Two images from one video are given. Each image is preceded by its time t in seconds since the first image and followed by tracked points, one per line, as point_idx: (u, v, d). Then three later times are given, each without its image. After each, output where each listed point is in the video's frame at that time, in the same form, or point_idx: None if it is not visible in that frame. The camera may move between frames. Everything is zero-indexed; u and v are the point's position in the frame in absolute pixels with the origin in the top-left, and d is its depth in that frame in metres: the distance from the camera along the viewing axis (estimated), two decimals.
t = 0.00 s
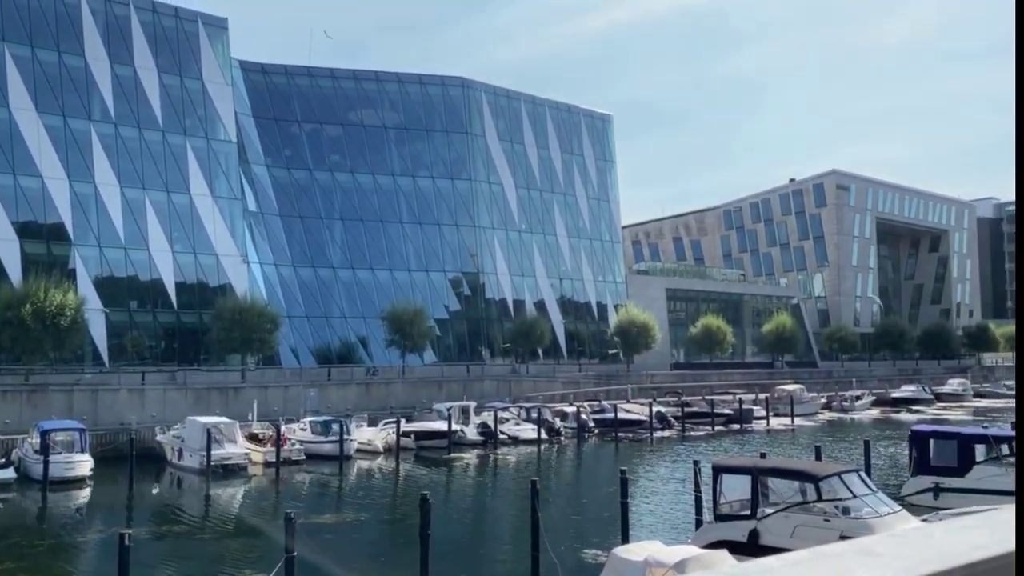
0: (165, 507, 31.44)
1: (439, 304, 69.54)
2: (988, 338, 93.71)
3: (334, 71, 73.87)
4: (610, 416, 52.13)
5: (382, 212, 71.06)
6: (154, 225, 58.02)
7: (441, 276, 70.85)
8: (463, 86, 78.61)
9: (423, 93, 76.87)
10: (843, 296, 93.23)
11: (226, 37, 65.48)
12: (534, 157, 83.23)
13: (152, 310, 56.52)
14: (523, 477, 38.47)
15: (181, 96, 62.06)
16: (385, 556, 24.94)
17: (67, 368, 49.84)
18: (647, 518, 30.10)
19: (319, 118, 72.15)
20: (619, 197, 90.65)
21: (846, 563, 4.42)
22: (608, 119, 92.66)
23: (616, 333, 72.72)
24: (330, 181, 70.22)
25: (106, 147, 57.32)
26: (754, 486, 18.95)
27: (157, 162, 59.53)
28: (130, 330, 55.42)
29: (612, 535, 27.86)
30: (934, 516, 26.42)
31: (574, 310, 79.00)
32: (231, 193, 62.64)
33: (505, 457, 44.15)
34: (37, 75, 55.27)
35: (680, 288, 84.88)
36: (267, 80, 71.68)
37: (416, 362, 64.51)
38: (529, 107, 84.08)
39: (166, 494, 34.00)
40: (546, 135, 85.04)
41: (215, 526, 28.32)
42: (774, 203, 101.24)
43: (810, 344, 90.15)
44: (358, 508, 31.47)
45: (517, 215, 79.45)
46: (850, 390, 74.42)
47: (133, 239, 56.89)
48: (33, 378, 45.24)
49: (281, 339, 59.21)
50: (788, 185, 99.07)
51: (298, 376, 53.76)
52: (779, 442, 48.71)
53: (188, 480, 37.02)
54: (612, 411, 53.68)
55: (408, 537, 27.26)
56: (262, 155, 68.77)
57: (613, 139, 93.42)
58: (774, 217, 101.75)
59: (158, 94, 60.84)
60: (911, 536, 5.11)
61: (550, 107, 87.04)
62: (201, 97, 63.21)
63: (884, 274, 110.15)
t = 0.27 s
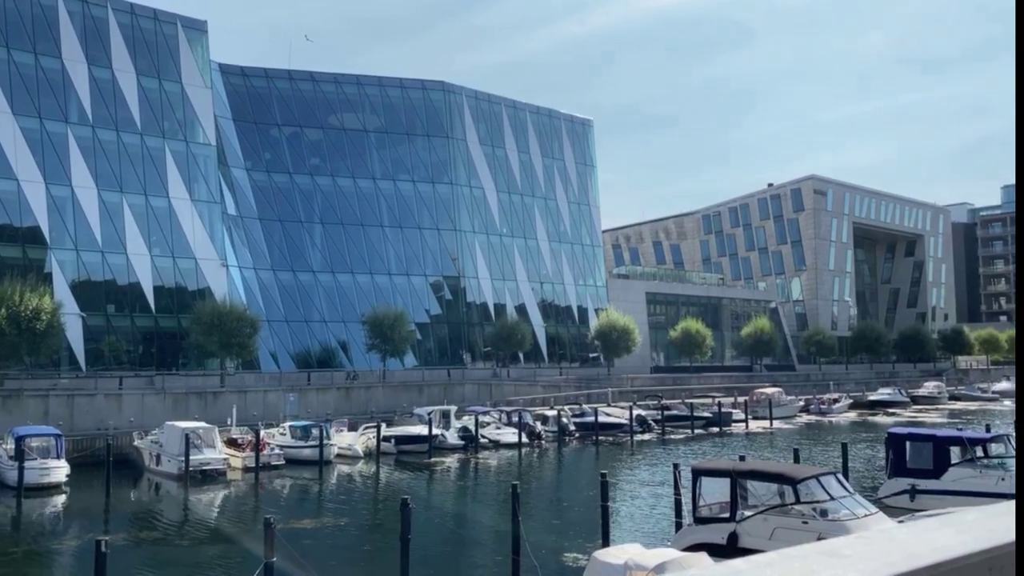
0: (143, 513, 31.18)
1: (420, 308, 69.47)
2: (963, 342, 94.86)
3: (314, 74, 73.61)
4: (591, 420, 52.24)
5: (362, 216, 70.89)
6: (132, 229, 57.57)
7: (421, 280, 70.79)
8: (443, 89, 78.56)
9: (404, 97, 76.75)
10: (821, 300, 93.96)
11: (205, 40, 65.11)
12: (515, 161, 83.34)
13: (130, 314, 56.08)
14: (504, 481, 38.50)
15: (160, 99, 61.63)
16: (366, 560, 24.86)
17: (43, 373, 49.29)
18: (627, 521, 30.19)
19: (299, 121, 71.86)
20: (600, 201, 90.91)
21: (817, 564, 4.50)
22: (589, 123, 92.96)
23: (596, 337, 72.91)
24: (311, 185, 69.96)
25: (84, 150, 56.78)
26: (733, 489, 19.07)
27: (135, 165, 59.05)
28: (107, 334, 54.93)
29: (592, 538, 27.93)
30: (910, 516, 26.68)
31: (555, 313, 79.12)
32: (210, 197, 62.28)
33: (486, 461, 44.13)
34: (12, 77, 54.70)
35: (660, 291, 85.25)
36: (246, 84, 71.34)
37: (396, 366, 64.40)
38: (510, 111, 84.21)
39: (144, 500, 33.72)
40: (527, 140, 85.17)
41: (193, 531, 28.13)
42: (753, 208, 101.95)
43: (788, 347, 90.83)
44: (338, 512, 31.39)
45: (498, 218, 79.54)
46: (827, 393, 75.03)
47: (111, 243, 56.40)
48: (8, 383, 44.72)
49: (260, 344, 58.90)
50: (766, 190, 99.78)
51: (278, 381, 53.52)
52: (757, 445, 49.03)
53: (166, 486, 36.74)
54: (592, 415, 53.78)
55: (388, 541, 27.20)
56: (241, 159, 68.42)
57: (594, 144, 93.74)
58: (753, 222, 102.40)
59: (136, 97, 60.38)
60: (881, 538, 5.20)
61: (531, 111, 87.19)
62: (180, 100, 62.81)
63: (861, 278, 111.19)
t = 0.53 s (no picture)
0: (120, 518, 30.87)
1: (401, 311, 69.28)
2: (940, 345, 95.76)
3: (295, 76, 73.20)
4: (572, 423, 52.23)
5: (344, 218, 70.59)
6: (111, 231, 56.99)
7: (403, 283, 70.59)
8: (426, 92, 78.36)
9: (386, 99, 76.48)
10: (801, 304, 94.47)
11: (185, 41, 64.65)
12: (497, 164, 83.32)
13: (108, 317, 55.58)
14: (485, 484, 38.43)
15: (139, 100, 61.10)
16: (347, 565, 24.72)
17: (19, 377, 48.68)
18: (609, 524, 30.20)
19: (280, 123, 71.43)
20: (582, 204, 91.02)
21: (790, 567, 4.45)
22: (571, 127, 93.09)
23: (578, 340, 72.99)
24: (292, 187, 69.59)
25: (62, 151, 56.16)
26: (713, 492, 19.03)
27: (113, 167, 58.50)
28: (85, 337, 54.40)
29: (573, 541, 27.89)
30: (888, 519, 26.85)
31: (537, 316, 79.14)
32: (190, 199, 61.83)
33: (468, 465, 44.02)
34: None
35: (641, 295, 85.54)
36: (227, 85, 70.84)
37: (378, 370, 64.21)
38: (493, 114, 84.18)
39: (122, 505, 33.37)
40: (509, 143, 85.16)
41: (172, 536, 27.89)
42: (734, 212, 102.49)
43: (768, 350, 91.32)
44: (318, 517, 31.18)
45: (480, 221, 79.51)
46: (807, 396, 75.47)
47: (89, 245, 55.84)
48: None
49: (241, 347, 58.51)
50: (747, 194, 100.31)
51: (258, 385, 53.18)
52: (738, 448, 49.21)
53: (144, 490, 36.37)
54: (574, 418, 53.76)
55: (369, 546, 27.06)
56: (221, 161, 67.92)
57: (576, 147, 93.89)
58: (734, 226, 102.88)
59: (115, 98, 59.82)
60: (855, 541, 5.17)
61: (514, 114, 87.19)
62: (160, 101, 62.30)
63: (840, 281, 111.99)
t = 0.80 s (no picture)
0: (99, 521, 30.54)
1: (384, 313, 69.08)
2: (919, 348, 96.58)
3: (278, 76, 72.80)
4: (555, 425, 52.20)
5: (326, 220, 70.28)
6: (90, 231, 56.44)
7: (386, 285, 70.40)
8: (409, 94, 78.17)
9: (369, 101, 76.23)
10: (782, 307, 94.97)
11: (167, 40, 64.18)
12: (481, 166, 83.28)
13: (87, 318, 55.07)
14: (468, 487, 38.31)
15: (120, 99, 60.56)
16: (328, 568, 24.54)
17: None
18: (591, 527, 30.16)
19: (262, 124, 70.99)
20: (565, 207, 91.16)
21: (767, 568, 4.31)
22: (555, 130, 93.19)
23: (561, 343, 73.04)
24: (273, 188, 69.18)
25: (41, 151, 55.58)
26: (695, 494, 19.06)
27: (93, 167, 57.96)
28: (63, 339, 53.88)
29: (556, 544, 27.83)
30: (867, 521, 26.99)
31: (520, 319, 79.15)
32: (171, 200, 61.35)
33: (450, 467, 43.87)
34: None
35: (623, 297, 85.75)
36: (209, 85, 70.30)
37: (360, 372, 63.99)
38: (476, 116, 84.12)
39: (100, 508, 33.00)
40: (493, 145, 85.16)
41: (151, 540, 27.62)
42: (716, 215, 102.96)
43: (749, 353, 91.80)
44: (299, 520, 30.98)
45: (463, 223, 79.45)
46: (788, 398, 75.87)
47: (68, 246, 55.25)
48: None
49: (221, 349, 58.11)
50: (729, 198, 100.79)
51: (239, 387, 52.82)
52: (719, 450, 49.33)
53: (123, 493, 36.01)
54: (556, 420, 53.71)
55: (351, 549, 26.87)
56: (202, 161, 67.40)
57: (559, 150, 94.00)
58: (715, 229, 103.38)
59: (96, 97, 59.26)
60: (834, 542, 5.04)
61: (497, 117, 87.19)
62: (140, 101, 61.80)
63: (820, 285, 112.73)
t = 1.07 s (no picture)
0: (79, 522, 30.29)
1: (368, 314, 68.89)
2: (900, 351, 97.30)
3: (262, 76, 72.43)
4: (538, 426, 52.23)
5: (310, 220, 70.00)
6: (71, 230, 55.90)
7: (370, 286, 70.23)
8: (394, 94, 77.99)
9: (354, 101, 75.98)
10: (764, 309, 95.41)
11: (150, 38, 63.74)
12: (465, 167, 83.24)
13: (67, 318, 54.57)
14: (451, 489, 38.27)
15: (102, 97, 60.06)
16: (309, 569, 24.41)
17: None
18: (574, 528, 30.20)
19: (246, 123, 70.58)
20: (550, 208, 91.25)
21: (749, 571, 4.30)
22: (540, 131, 93.26)
23: (545, 344, 73.09)
24: (257, 188, 68.81)
25: (21, 149, 55.00)
26: (678, 495, 19.05)
27: (74, 165, 57.43)
28: (43, 338, 53.37)
29: (538, 545, 27.86)
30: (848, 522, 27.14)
31: (504, 320, 79.14)
32: (153, 199, 60.92)
33: (433, 468, 43.81)
34: None
35: (607, 299, 85.94)
36: (192, 84, 69.79)
37: (343, 373, 63.79)
38: (461, 117, 84.04)
39: (80, 509, 32.72)
40: (478, 146, 85.11)
41: (133, 541, 27.43)
42: (699, 218, 103.40)
43: (732, 355, 92.20)
44: (280, 521, 30.83)
45: (448, 224, 79.37)
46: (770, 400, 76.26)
47: (49, 244, 54.71)
48: None
49: (203, 349, 57.77)
50: (713, 200, 101.21)
51: (221, 388, 52.51)
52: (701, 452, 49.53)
53: (103, 494, 35.72)
54: (540, 422, 53.74)
55: (333, 550, 26.79)
56: (185, 160, 66.93)
57: (544, 151, 94.10)
58: (699, 232, 103.82)
59: (77, 95, 58.71)
60: (817, 546, 5.03)
61: (482, 118, 87.16)
62: (123, 99, 61.32)
63: (802, 287, 113.37)
